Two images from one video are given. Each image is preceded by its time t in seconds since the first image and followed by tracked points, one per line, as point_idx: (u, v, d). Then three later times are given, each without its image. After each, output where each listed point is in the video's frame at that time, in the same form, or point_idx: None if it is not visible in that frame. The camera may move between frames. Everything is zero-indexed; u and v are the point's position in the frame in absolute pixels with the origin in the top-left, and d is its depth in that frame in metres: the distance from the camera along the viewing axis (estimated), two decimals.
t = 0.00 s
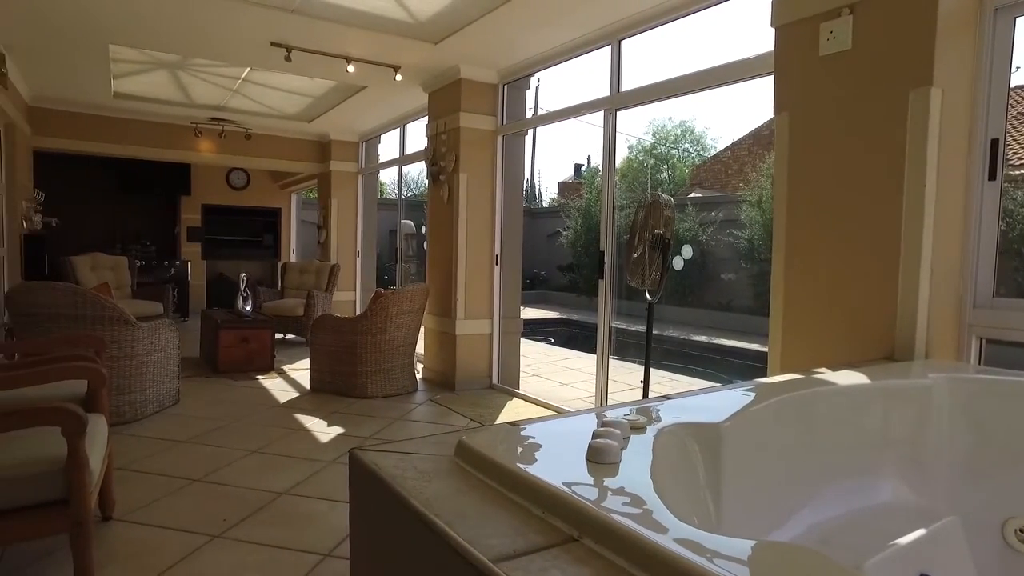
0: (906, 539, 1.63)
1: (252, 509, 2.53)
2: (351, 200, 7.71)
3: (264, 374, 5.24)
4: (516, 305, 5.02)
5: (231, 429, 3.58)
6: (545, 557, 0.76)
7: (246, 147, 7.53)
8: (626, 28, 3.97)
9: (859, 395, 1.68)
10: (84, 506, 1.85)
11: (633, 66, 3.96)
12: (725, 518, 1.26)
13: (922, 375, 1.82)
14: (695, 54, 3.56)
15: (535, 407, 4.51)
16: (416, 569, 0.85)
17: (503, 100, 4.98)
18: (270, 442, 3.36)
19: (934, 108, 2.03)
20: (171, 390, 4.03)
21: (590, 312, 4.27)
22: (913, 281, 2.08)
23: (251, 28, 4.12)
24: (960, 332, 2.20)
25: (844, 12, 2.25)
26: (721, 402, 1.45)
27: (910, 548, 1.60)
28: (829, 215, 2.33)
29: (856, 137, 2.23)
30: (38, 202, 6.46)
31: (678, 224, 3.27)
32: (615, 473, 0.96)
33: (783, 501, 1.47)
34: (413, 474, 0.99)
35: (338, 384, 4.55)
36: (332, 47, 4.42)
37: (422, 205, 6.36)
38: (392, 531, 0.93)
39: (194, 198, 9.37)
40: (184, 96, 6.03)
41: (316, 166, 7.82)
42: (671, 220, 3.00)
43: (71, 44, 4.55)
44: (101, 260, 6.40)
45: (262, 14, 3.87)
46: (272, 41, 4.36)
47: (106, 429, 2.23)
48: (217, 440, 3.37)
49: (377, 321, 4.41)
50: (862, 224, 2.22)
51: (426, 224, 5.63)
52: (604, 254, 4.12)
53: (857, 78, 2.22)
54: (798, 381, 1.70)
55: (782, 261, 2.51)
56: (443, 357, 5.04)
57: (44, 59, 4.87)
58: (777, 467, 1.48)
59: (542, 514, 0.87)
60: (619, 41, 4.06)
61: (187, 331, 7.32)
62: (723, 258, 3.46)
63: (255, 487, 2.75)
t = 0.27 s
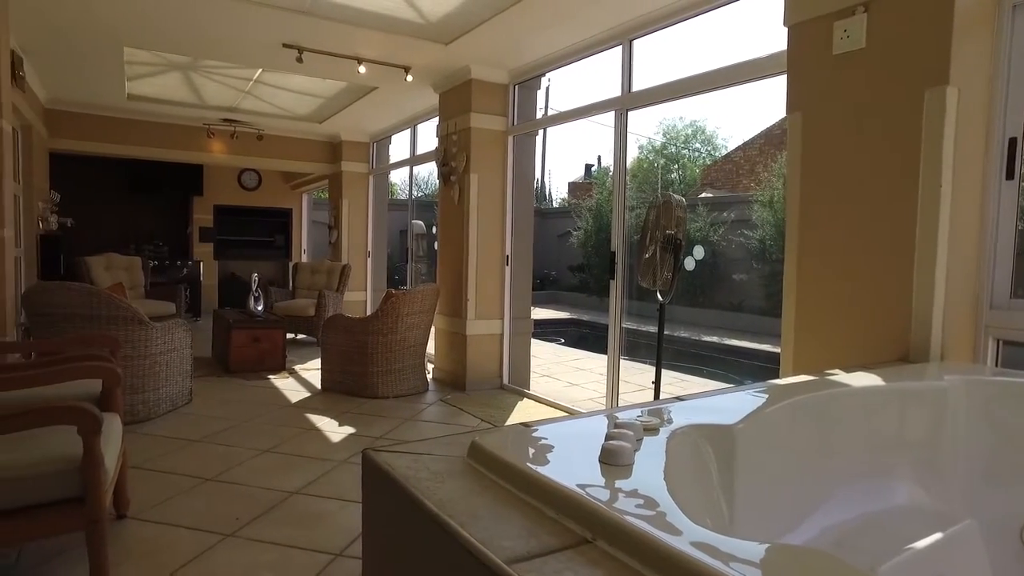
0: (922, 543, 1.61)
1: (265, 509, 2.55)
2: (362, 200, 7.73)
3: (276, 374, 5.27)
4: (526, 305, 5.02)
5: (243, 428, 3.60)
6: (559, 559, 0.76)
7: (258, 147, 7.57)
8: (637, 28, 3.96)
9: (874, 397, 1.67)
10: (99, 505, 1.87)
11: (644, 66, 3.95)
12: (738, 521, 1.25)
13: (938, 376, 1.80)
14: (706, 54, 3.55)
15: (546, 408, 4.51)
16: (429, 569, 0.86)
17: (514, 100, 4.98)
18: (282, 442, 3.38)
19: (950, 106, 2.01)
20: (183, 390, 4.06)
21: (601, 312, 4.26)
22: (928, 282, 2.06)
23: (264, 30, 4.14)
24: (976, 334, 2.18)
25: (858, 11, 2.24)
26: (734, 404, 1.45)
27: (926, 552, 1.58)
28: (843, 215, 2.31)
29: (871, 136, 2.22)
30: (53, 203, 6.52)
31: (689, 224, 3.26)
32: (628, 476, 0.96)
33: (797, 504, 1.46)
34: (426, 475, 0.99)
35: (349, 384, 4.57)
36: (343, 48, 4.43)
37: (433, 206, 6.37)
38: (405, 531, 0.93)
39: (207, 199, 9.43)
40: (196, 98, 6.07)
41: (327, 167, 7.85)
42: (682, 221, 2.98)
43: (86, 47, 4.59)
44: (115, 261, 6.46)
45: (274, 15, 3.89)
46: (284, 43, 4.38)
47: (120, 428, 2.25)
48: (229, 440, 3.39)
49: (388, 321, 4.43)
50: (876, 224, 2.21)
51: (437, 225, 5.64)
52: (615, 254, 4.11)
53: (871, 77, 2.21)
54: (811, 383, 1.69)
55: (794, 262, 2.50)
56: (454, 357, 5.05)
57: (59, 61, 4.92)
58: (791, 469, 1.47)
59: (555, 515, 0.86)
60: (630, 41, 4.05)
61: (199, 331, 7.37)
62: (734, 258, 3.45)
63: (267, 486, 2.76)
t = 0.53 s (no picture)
0: (944, 548, 1.59)
1: (280, 508, 2.56)
2: (376, 200, 7.76)
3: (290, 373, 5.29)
4: (539, 306, 5.01)
5: (258, 428, 3.62)
6: (578, 562, 0.76)
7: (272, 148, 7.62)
8: (651, 27, 3.94)
9: (893, 399, 1.65)
10: (118, 503, 1.89)
11: (658, 66, 3.94)
12: (756, 524, 1.24)
13: (959, 379, 1.77)
14: (720, 54, 3.53)
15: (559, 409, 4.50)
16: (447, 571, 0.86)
17: (527, 101, 4.97)
18: (296, 441, 3.39)
19: (971, 105, 1.99)
20: (199, 389, 4.09)
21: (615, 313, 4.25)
22: (949, 283, 2.04)
23: (280, 32, 4.17)
24: (998, 336, 2.15)
25: (876, 9, 2.22)
26: (750, 406, 1.44)
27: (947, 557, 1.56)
28: (861, 215, 2.29)
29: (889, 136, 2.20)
30: (72, 204, 6.60)
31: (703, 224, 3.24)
32: (646, 479, 0.95)
33: (815, 508, 1.45)
34: (443, 477, 0.99)
35: (363, 384, 4.58)
36: (358, 50, 4.45)
37: (446, 206, 6.38)
38: (422, 532, 0.93)
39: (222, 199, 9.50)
40: (212, 100, 6.11)
41: (341, 167, 7.88)
42: (697, 221, 2.97)
43: (104, 49, 4.64)
44: (132, 261, 6.52)
45: (290, 17, 3.92)
46: (299, 45, 4.40)
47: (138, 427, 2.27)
48: (245, 439, 3.41)
49: (402, 321, 4.44)
50: (895, 225, 2.19)
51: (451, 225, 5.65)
52: (629, 254, 4.09)
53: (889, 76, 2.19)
54: (828, 385, 1.67)
55: (811, 263, 2.48)
56: (467, 358, 5.05)
57: (78, 64, 4.98)
58: (809, 472, 1.45)
59: (573, 518, 0.86)
60: (644, 41, 4.04)
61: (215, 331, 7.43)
62: (748, 258, 3.43)
63: (282, 486, 2.78)
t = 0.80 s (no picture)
0: (965, 555, 1.57)
1: (294, 508, 2.57)
2: (388, 201, 7.78)
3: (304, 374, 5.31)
4: (552, 307, 5.00)
5: (272, 428, 3.64)
6: (596, 566, 0.75)
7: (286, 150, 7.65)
8: (664, 27, 3.93)
9: (912, 403, 1.63)
10: (135, 502, 1.90)
11: (672, 67, 3.92)
12: (773, 528, 1.23)
13: (980, 383, 1.75)
14: (734, 53, 3.51)
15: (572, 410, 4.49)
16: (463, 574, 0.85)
17: (540, 101, 4.97)
18: (310, 441, 3.41)
19: (992, 105, 1.96)
20: (214, 389, 4.11)
21: (627, 313, 4.24)
22: (968, 284, 2.01)
23: (294, 34, 4.19)
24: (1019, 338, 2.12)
25: (894, 8, 2.20)
26: (767, 409, 1.43)
27: (969, 563, 1.54)
28: (878, 216, 2.27)
29: (907, 136, 2.18)
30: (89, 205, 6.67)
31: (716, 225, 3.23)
32: (663, 482, 0.95)
33: (832, 512, 1.44)
34: (459, 480, 0.99)
35: (375, 384, 4.59)
36: (371, 51, 4.47)
37: (458, 207, 6.39)
38: (438, 535, 0.93)
39: (236, 200, 9.56)
40: (227, 101, 6.15)
41: (353, 168, 7.91)
42: (711, 222, 2.95)
43: (121, 52, 4.68)
44: (148, 262, 6.58)
45: (304, 19, 3.94)
46: (313, 46, 4.42)
47: (154, 426, 2.29)
48: (259, 439, 3.43)
49: (414, 321, 4.45)
50: (913, 225, 2.16)
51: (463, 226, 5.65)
52: (642, 255, 4.07)
53: (908, 75, 2.17)
54: (845, 388, 1.66)
55: (827, 263, 2.46)
56: (479, 359, 5.06)
57: (95, 67, 5.02)
58: (826, 476, 1.44)
59: (590, 522, 0.86)
60: (657, 41, 4.02)
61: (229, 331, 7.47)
62: (762, 259, 3.41)
63: (296, 486, 2.79)
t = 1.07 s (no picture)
0: (982, 563, 1.55)
1: (304, 508, 2.57)
2: (398, 202, 7.79)
3: (313, 374, 5.33)
4: (562, 308, 4.99)
5: (282, 428, 3.65)
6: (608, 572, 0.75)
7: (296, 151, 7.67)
8: (674, 27, 3.91)
9: (927, 407, 1.61)
10: (146, 502, 1.91)
11: (683, 67, 3.90)
12: (786, 533, 1.22)
13: (996, 386, 1.73)
14: (745, 54, 3.49)
15: (581, 411, 4.48)
16: None
17: (550, 102, 4.96)
18: (320, 442, 3.41)
19: (1009, 105, 1.93)
20: (224, 389, 4.12)
21: (637, 314, 4.22)
22: (984, 287, 1.99)
23: (304, 35, 4.20)
24: None
25: (908, 6, 2.18)
26: (780, 412, 1.42)
27: (985, 571, 1.53)
28: (892, 216, 2.25)
29: (921, 135, 2.15)
30: (101, 206, 6.71)
31: (727, 226, 3.21)
32: (676, 487, 0.94)
33: (846, 517, 1.43)
34: (469, 484, 0.98)
35: (384, 385, 4.60)
36: (381, 52, 4.47)
37: (467, 207, 6.39)
38: (448, 539, 0.92)
39: (246, 201, 9.60)
40: (237, 103, 6.17)
41: (363, 169, 7.92)
42: (722, 223, 2.93)
43: (133, 54, 4.71)
44: (159, 262, 6.61)
45: (315, 21, 3.94)
46: (323, 48, 4.43)
47: (165, 426, 2.30)
48: (269, 439, 3.44)
49: (423, 322, 4.45)
50: (928, 226, 2.14)
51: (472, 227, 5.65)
52: (652, 256, 4.05)
53: (922, 74, 2.15)
54: (858, 391, 1.64)
55: (839, 264, 2.44)
56: (488, 359, 5.05)
57: (108, 70, 5.06)
58: (840, 480, 1.43)
59: (602, 527, 0.85)
60: (668, 41, 4.00)
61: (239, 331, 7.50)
62: (772, 260, 3.39)
63: (306, 486, 2.79)
